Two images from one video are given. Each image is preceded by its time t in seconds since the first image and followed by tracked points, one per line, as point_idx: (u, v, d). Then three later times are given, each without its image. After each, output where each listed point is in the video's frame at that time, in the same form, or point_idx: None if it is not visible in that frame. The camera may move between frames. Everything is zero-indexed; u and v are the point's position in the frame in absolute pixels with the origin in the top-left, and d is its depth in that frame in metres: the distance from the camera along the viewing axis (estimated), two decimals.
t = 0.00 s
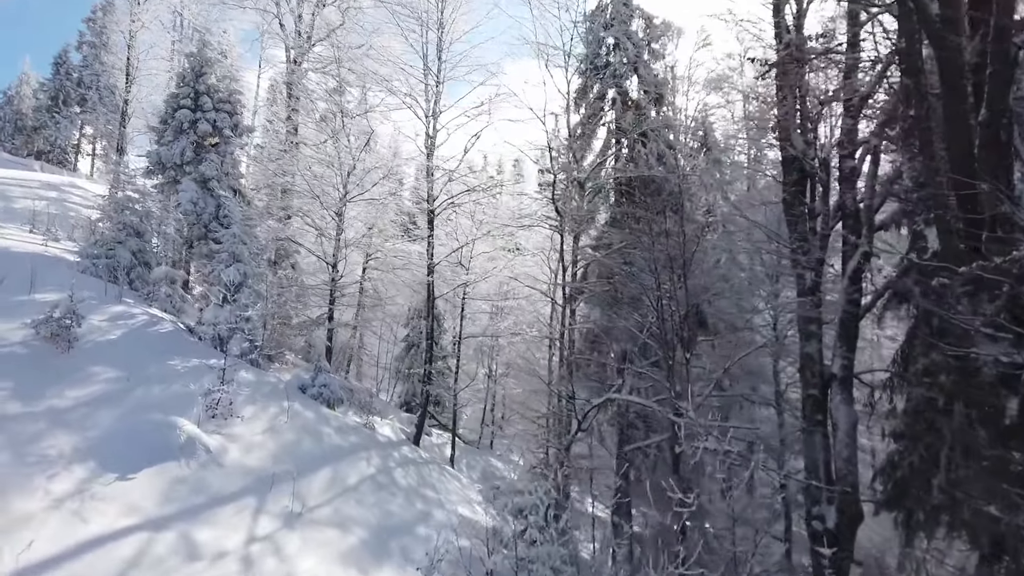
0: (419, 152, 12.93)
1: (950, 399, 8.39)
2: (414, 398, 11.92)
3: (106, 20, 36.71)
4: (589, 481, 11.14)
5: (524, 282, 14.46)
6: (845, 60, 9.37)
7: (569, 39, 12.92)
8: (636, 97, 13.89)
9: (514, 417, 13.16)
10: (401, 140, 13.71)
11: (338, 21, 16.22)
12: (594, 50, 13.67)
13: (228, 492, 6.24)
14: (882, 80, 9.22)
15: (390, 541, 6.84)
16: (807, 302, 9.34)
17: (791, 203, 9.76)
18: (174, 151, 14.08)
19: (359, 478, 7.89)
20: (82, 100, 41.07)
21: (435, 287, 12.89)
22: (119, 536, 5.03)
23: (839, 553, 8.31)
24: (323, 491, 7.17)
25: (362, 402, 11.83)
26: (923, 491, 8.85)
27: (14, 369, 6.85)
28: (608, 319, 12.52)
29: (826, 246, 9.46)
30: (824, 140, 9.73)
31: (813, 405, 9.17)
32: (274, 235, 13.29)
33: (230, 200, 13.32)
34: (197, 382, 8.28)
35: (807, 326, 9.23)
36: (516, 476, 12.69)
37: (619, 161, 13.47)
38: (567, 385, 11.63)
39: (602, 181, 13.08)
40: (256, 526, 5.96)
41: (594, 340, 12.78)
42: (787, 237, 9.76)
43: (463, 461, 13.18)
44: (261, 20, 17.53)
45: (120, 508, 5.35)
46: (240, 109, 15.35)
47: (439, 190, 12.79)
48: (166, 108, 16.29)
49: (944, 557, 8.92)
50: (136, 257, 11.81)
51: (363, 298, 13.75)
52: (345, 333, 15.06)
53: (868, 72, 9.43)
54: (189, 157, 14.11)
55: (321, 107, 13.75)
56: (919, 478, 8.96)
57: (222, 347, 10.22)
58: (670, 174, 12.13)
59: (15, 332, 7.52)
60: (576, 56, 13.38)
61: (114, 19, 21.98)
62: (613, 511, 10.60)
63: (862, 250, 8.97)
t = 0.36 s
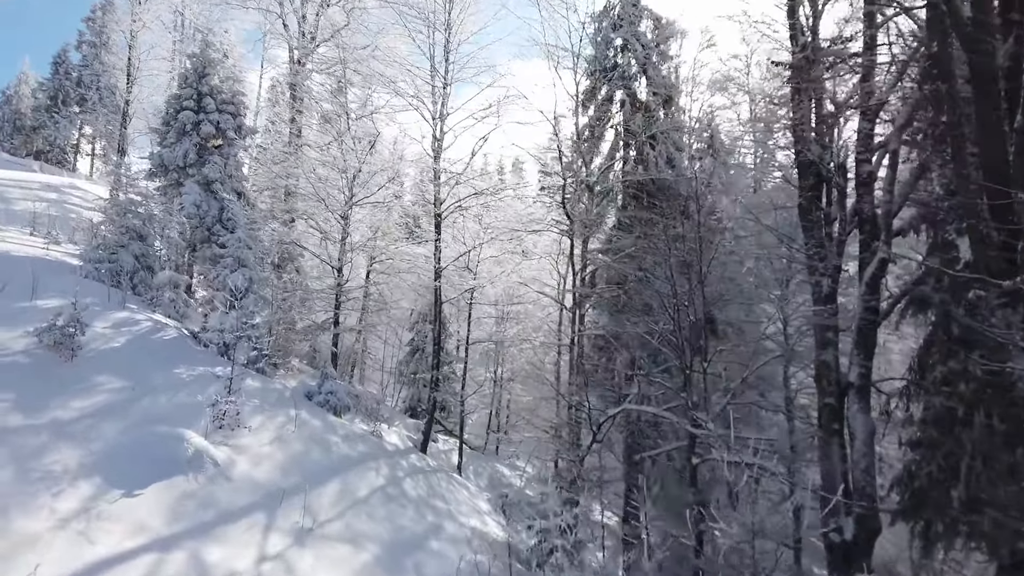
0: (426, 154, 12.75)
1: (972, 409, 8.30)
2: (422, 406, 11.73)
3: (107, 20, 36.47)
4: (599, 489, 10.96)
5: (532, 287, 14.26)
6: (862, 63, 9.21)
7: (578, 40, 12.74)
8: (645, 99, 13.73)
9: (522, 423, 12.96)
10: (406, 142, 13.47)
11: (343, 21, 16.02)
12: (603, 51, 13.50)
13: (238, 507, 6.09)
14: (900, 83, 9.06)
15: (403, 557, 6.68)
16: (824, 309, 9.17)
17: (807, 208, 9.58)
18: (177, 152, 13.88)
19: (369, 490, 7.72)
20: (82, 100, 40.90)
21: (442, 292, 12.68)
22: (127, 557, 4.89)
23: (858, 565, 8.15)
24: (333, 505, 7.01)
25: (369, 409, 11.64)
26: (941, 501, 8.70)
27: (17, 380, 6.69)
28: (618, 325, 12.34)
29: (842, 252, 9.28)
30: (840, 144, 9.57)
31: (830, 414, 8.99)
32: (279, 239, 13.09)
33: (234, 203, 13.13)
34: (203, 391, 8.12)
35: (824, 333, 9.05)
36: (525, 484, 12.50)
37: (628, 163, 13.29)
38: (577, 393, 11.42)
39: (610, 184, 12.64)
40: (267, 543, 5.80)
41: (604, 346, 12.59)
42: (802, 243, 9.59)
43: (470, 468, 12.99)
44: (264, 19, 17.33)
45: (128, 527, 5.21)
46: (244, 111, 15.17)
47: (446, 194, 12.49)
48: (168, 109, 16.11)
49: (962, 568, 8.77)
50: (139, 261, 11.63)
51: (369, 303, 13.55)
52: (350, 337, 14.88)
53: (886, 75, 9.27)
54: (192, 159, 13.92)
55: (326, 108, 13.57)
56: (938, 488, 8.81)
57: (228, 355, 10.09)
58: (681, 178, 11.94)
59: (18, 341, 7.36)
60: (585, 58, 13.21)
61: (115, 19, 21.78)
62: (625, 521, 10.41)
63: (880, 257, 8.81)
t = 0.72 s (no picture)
0: (432, 157, 12.57)
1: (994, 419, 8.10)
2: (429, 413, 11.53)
3: (107, 20, 36.24)
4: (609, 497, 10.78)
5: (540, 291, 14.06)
6: (879, 65, 9.03)
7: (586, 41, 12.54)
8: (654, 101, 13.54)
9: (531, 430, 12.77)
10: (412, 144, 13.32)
11: (347, 21, 15.81)
12: (611, 53, 13.33)
13: (247, 524, 5.91)
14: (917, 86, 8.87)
15: (416, 573, 6.50)
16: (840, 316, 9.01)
17: (823, 213, 9.40)
18: (179, 155, 13.70)
19: (378, 503, 7.55)
20: (81, 100, 40.65)
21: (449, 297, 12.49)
22: None
23: None
24: (343, 519, 6.83)
25: (375, 416, 11.45)
26: (961, 512, 8.54)
27: (19, 391, 6.51)
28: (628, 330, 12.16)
29: (859, 257, 9.10)
30: (856, 148, 9.39)
31: (846, 423, 8.82)
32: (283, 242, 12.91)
33: (237, 206, 12.94)
34: (208, 401, 7.95)
35: (841, 341, 8.87)
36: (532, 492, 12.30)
37: (637, 166, 13.10)
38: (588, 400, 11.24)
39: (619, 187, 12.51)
40: (277, 561, 5.63)
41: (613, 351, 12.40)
42: (817, 248, 9.42)
43: (476, 475, 12.80)
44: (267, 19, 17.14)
45: (134, 547, 5.04)
46: (247, 112, 14.98)
47: (453, 197, 12.36)
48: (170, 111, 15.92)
49: None
50: (141, 266, 11.46)
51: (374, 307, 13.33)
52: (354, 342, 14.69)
53: (903, 77, 9.09)
54: (194, 161, 13.74)
55: (331, 110, 13.38)
56: (957, 499, 8.64)
57: (233, 362, 9.90)
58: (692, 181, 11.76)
59: (19, 350, 7.18)
60: (593, 59, 13.03)
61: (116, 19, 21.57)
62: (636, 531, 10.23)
63: (898, 263, 8.63)
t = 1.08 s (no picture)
0: (438, 159, 12.39)
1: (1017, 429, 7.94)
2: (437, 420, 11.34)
3: (107, 19, 36.04)
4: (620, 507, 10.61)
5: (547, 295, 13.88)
6: (896, 68, 8.82)
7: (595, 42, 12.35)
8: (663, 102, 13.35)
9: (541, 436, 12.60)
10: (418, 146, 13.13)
11: (352, 21, 15.59)
12: (620, 54, 13.14)
13: (257, 540, 5.76)
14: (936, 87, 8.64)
15: None
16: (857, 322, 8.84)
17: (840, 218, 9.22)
18: (182, 156, 13.53)
19: (389, 515, 7.39)
20: (80, 98, 40.37)
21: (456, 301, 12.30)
22: None
23: None
24: (354, 533, 6.67)
25: (382, 422, 11.27)
26: (981, 523, 8.37)
27: (22, 401, 6.35)
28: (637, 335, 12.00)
29: (877, 263, 8.91)
30: (874, 152, 9.20)
31: (864, 432, 8.66)
32: (287, 245, 12.72)
33: (241, 209, 12.77)
34: (214, 410, 7.78)
35: (858, 348, 8.70)
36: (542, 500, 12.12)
37: (647, 168, 12.92)
38: (597, 407, 11.07)
39: (628, 190, 12.31)
40: None
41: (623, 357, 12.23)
42: (833, 253, 9.25)
43: (483, 481, 12.63)
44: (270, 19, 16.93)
45: (143, 567, 4.87)
46: (250, 113, 14.79)
47: (460, 200, 12.21)
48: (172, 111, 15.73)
49: None
50: (144, 269, 11.30)
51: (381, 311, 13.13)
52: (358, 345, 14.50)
53: (923, 79, 8.87)
54: (197, 163, 13.57)
55: (336, 111, 13.18)
56: (977, 510, 8.47)
57: (238, 368, 9.73)
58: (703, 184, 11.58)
59: (21, 358, 7.01)
60: (602, 59, 12.85)
61: (116, 18, 21.38)
62: (649, 541, 10.06)
63: (918, 270, 8.43)
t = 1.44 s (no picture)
0: (446, 161, 12.20)
1: None
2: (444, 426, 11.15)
3: (107, 18, 35.83)
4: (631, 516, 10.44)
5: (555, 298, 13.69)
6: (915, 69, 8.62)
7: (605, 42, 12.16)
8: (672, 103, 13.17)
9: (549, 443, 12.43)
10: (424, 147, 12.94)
11: (358, 20, 15.36)
12: (628, 54, 12.97)
13: (268, 558, 5.60)
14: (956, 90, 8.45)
15: None
16: (875, 329, 8.66)
17: (857, 222, 9.05)
18: (185, 157, 13.33)
19: (401, 528, 7.24)
20: (79, 98, 40.14)
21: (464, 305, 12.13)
22: None
23: None
24: (365, 548, 6.51)
25: (389, 428, 11.09)
26: (1002, 535, 8.19)
27: (25, 412, 6.18)
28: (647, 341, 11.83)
29: (896, 269, 8.71)
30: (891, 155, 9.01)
31: (882, 441, 8.48)
32: (292, 248, 12.54)
33: (245, 211, 12.59)
34: (220, 419, 7.61)
35: (877, 356, 8.52)
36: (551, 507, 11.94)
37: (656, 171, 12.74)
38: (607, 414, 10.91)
39: (638, 193, 12.14)
40: None
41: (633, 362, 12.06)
42: (850, 259, 9.08)
43: (491, 488, 12.45)
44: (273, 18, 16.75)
45: None
46: (254, 113, 14.60)
47: (468, 203, 12.04)
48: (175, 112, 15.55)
49: None
50: (147, 273, 11.11)
51: (387, 315, 12.92)
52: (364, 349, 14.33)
53: (942, 81, 8.68)
54: (201, 164, 13.38)
55: (341, 112, 13.00)
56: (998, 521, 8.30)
57: (244, 375, 9.55)
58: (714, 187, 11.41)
59: (24, 367, 6.83)
60: (611, 60, 12.67)
61: (116, 17, 21.19)
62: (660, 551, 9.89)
63: (938, 276, 8.20)
